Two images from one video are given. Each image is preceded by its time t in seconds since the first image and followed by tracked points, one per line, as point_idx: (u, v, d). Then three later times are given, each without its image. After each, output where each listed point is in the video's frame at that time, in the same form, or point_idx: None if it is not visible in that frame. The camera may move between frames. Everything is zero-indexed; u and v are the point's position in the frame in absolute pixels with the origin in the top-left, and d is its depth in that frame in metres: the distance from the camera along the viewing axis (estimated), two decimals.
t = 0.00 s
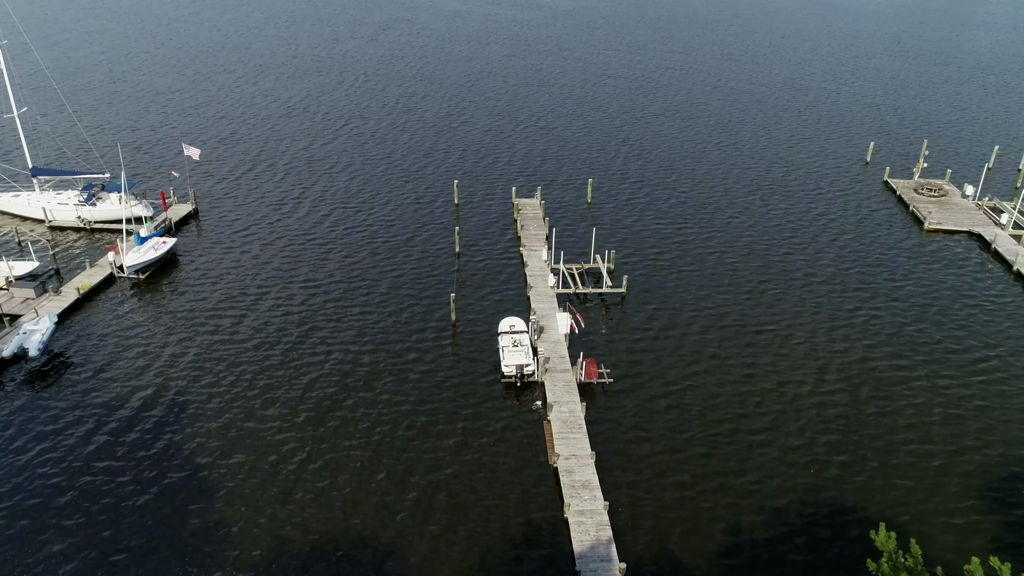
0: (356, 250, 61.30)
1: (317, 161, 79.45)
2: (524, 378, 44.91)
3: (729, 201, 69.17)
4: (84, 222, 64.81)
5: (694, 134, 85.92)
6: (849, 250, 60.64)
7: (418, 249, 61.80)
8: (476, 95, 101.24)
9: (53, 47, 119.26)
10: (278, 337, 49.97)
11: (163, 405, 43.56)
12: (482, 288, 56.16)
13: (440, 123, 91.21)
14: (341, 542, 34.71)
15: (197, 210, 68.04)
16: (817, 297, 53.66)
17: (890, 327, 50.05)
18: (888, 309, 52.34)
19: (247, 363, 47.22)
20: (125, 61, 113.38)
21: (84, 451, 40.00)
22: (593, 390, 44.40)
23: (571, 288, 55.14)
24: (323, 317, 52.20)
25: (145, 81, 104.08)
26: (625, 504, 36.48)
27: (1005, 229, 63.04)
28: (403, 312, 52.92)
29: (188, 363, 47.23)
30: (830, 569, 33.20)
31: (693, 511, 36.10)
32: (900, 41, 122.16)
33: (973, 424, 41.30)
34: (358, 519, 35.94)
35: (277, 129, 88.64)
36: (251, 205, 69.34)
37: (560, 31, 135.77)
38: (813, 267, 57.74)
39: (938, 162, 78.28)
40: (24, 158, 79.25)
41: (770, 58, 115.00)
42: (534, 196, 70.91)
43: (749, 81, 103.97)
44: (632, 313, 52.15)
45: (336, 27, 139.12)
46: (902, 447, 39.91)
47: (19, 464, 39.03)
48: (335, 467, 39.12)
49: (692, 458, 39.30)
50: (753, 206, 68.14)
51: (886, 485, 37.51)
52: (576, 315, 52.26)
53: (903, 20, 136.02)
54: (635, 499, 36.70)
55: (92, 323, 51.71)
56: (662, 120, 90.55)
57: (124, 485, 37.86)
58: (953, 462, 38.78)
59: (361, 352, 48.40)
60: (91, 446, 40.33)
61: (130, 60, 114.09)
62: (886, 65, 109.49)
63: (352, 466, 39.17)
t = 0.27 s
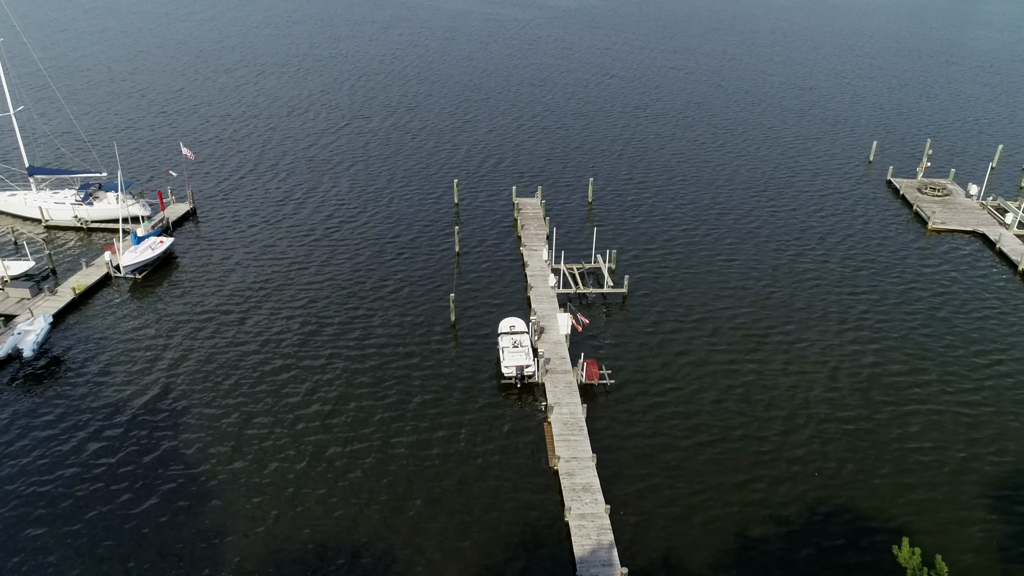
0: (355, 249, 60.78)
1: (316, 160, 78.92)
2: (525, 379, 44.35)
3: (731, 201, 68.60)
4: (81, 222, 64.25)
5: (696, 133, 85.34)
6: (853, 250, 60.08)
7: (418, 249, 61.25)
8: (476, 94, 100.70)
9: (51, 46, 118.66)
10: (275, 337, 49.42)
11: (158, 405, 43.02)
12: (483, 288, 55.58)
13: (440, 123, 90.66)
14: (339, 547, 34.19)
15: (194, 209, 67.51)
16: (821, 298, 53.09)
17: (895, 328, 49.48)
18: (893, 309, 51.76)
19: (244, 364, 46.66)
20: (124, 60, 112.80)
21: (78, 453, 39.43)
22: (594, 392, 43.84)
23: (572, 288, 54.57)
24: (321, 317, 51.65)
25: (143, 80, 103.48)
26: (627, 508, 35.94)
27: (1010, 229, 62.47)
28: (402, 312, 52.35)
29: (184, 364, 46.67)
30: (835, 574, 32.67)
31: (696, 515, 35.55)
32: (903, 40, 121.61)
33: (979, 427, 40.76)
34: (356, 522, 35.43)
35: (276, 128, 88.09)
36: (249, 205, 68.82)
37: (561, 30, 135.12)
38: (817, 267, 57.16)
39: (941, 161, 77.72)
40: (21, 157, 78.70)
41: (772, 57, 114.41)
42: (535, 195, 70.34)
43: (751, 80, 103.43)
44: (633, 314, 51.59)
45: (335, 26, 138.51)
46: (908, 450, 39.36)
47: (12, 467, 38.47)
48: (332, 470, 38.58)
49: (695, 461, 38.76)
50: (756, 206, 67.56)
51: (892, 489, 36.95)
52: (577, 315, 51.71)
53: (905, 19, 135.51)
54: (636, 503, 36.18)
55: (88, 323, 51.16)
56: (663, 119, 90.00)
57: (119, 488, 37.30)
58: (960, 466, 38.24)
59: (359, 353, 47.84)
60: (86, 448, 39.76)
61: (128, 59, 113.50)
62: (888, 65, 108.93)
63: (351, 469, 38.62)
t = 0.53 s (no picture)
0: (353, 249, 60.21)
1: (315, 160, 78.37)
2: (524, 381, 43.79)
3: (733, 200, 68.02)
4: (77, 221, 63.65)
5: (697, 133, 84.81)
6: (856, 250, 59.50)
7: (417, 249, 60.69)
8: (476, 93, 100.16)
9: (49, 45, 118.07)
10: (272, 338, 48.86)
11: (153, 407, 42.47)
12: (482, 288, 55.02)
13: (439, 122, 90.08)
14: (335, 552, 33.63)
15: (191, 208, 66.95)
16: (824, 299, 52.51)
17: (899, 330, 48.92)
18: (897, 311, 51.17)
19: (241, 366, 46.09)
20: (122, 59, 112.22)
21: (70, 456, 38.87)
22: (595, 393, 43.26)
23: (573, 289, 54.01)
24: (319, 318, 51.09)
25: (141, 79, 102.91)
26: (628, 512, 35.33)
27: (1015, 229, 61.82)
28: (401, 313, 51.78)
29: (180, 366, 46.12)
30: None
31: (698, 520, 34.99)
32: (904, 39, 121.02)
33: (986, 430, 40.16)
34: (354, 526, 34.89)
35: (274, 127, 87.54)
36: (247, 204, 68.25)
37: (562, 29, 134.50)
38: (819, 268, 56.60)
39: (944, 161, 77.12)
40: (17, 157, 78.14)
41: (773, 56, 113.84)
42: (535, 195, 69.77)
43: (752, 80, 102.88)
44: (635, 314, 50.99)
45: (335, 25, 137.90)
46: (913, 453, 38.77)
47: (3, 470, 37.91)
48: (329, 474, 38.01)
49: (697, 464, 38.18)
50: (758, 205, 66.99)
51: (898, 493, 36.38)
52: (578, 316, 51.13)
53: (908, 18, 134.89)
54: (638, 506, 35.62)
55: (83, 323, 50.60)
56: (664, 119, 89.42)
57: (112, 492, 36.73)
58: (967, 470, 37.66)
59: (357, 354, 47.29)
60: (79, 451, 39.20)
61: (127, 58, 112.92)
62: (890, 64, 108.35)
63: (347, 473, 38.06)
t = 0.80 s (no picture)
0: (352, 250, 59.78)
1: (314, 159, 77.94)
2: (524, 382, 43.33)
3: (734, 200, 67.57)
4: (73, 220, 63.13)
5: (697, 133, 84.34)
6: (858, 250, 59.01)
7: (416, 249, 60.25)
8: (476, 93, 99.67)
9: (47, 45, 117.56)
10: (270, 339, 48.44)
11: (148, 409, 42.02)
12: (482, 289, 54.58)
13: (439, 122, 89.62)
14: (333, 556, 33.18)
15: (189, 208, 66.47)
16: (827, 299, 52.04)
17: (902, 331, 48.44)
18: (901, 311, 50.70)
19: (238, 367, 45.64)
20: (120, 59, 111.66)
21: (64, 459, 38.40)
22: (595, 394, 42.80)
23: (573, 289, 53.54)
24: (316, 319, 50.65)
25: (139, 79, 102.41)
26: (629, 516, 34.83)
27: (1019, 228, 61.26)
28: (400, 314, 51.34)
29: (176, 367, 45.67)
30: None
31: (700, 524, 34.52)
32: (906, 38, 120.46)
33: (992, 432, 39.66)
34: (351, 530, 34.44)
35: (273, 127, 87.06)
36: (245, 204, 67.80)
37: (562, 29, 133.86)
38: (822, 268, 56.14)
39: (947, 160, 76.60)
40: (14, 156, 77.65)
41: (774, 55, 113.33)
42: (535, 194, 69.31)
43: (754, 79, 102.42)
44: (636, 315, 50.52)
45: (335, 25, 137.36)
46: (918, 456, 38.28)
47: None
48: (326, 477, 37.54)
49: (699, 467, 37.70)
50: (759, 206, 66.54)
51: (902, 496, 35.91)
52: (578, 316, 50.67)
53: (910, 17, 134.25)
54: (639, 510, 35.13)
55: (78, 323, 50.15)
56: (665, 118, 88.94)
57: (106, 495, 36.27)
58: (972, 473, 37.16)
59: (355, 355, 46.84)
60: (73, 453, 38.74)
61: (125, 57, 112.38)
62: (892, 63, 107.80)
63: (345, 476, 37.58)
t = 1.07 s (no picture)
0: (351, 250, 59.32)
1: (313, 159, 77.47)
2: (524, 384, 42.90)
3: (736, 200, 67.06)
4: (69, 220, 62.68)
5: (699, 132, 83.84)
6: (861, 250, 58.55)
7: (415, 250, 59.80)
8: (476, 92, 99.09)
9: (46, 44, 117.02)
10: (267, 340, 48.01)
11: (144, 411, 41.61)
12: (482, 290, 54.15)
13: (439, 121, 89.11)
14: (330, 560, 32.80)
15: (186, 207, 65.97)
16: (829, 300, 51.59)
17: (906, 332, 47.98)
18: (904, 312, 50.24)
19: (235, 369, 45.22)
20: (118, 58, 111.08)
21: (58, 461, 37.98)
22: (596, 396, 42.36)
23: (573, 289, 53.08)
24: (314, 320, 50.21)
25: (137, 78, 101.87)
26: (630, 520, 34.40)
27: None
28: (399, 315, 50.90)
29: (172, 368, 45.24)
30: None
31: (702, 527, 34.11)
32: (909, 37, 119.73)
33: (997, 434, 39.24)
34: (348, 534, 34.04)
35: (271, 126, 86.55)
36: (244, 204, 67.36)
37: (563, 28, 133.15)
38: (824, 268, 55.67)
39: (950, 159, 76.08)
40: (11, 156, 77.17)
41: (776, 54, 112.75)
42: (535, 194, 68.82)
43: (755, 78, 101.91)
44: (637, 315, 50.06)
45: (334, 24, 136.66)
46: (922, 459, 37.83)
47: None
48: (324, 479, 37.13)
49: (700, 470, 37.29)
50: (761, 205, 66.06)
51: (906, 500, 35.48)
52: (578, 317, 50.22)
53: (913, 15, 133.53)
54: (640, 514, 34.73)
55: (73, 324, 49.71)
56: (666, 118, 88.42)
57: (100, 498, 35.87)
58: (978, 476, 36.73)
59: (353, 357, 46.43)
60: (67, 456, 38.34)
61: (123, 57, 111.81)
62: (895, 61, 107.15)
63: (342, 479, 37.17)
